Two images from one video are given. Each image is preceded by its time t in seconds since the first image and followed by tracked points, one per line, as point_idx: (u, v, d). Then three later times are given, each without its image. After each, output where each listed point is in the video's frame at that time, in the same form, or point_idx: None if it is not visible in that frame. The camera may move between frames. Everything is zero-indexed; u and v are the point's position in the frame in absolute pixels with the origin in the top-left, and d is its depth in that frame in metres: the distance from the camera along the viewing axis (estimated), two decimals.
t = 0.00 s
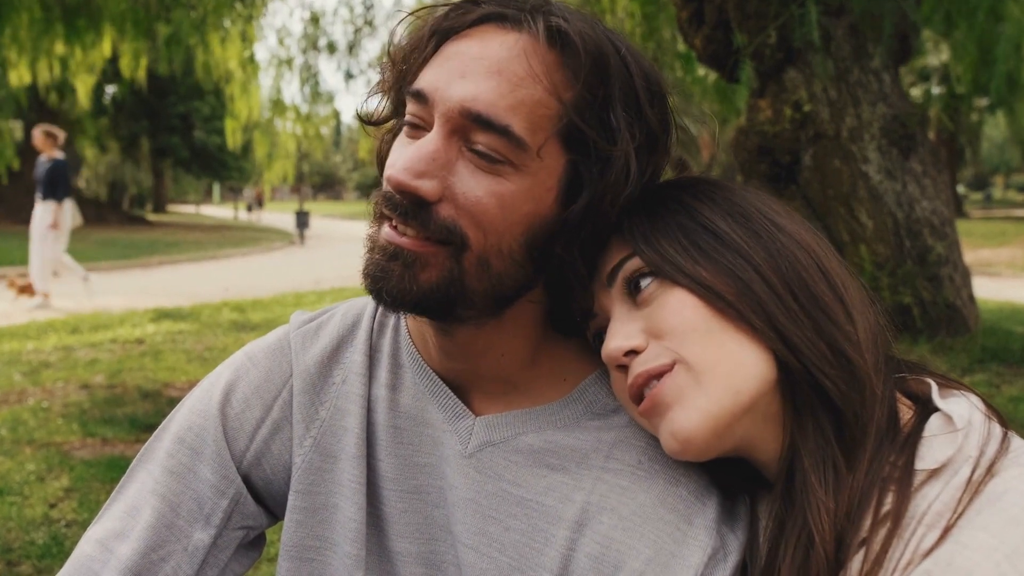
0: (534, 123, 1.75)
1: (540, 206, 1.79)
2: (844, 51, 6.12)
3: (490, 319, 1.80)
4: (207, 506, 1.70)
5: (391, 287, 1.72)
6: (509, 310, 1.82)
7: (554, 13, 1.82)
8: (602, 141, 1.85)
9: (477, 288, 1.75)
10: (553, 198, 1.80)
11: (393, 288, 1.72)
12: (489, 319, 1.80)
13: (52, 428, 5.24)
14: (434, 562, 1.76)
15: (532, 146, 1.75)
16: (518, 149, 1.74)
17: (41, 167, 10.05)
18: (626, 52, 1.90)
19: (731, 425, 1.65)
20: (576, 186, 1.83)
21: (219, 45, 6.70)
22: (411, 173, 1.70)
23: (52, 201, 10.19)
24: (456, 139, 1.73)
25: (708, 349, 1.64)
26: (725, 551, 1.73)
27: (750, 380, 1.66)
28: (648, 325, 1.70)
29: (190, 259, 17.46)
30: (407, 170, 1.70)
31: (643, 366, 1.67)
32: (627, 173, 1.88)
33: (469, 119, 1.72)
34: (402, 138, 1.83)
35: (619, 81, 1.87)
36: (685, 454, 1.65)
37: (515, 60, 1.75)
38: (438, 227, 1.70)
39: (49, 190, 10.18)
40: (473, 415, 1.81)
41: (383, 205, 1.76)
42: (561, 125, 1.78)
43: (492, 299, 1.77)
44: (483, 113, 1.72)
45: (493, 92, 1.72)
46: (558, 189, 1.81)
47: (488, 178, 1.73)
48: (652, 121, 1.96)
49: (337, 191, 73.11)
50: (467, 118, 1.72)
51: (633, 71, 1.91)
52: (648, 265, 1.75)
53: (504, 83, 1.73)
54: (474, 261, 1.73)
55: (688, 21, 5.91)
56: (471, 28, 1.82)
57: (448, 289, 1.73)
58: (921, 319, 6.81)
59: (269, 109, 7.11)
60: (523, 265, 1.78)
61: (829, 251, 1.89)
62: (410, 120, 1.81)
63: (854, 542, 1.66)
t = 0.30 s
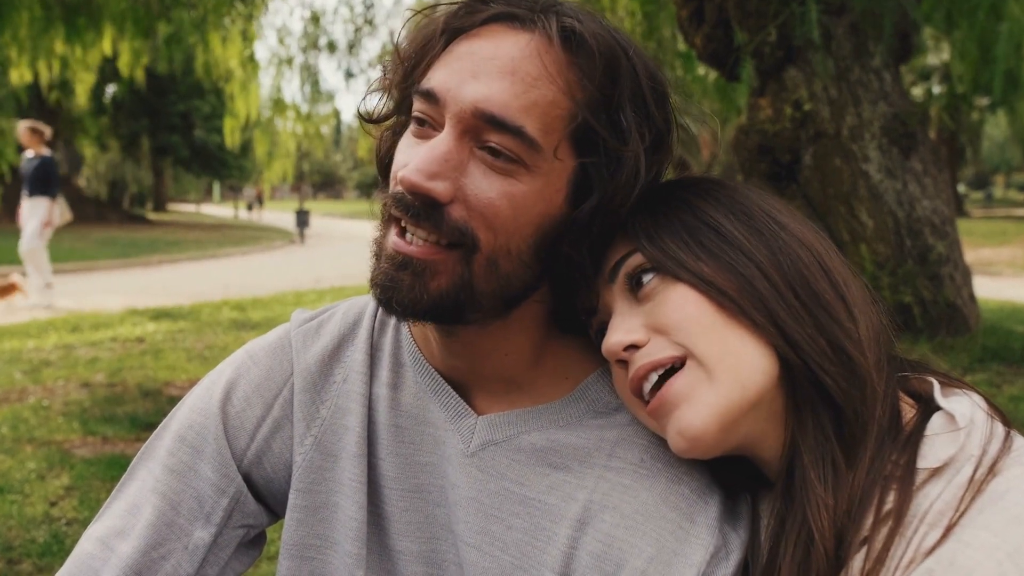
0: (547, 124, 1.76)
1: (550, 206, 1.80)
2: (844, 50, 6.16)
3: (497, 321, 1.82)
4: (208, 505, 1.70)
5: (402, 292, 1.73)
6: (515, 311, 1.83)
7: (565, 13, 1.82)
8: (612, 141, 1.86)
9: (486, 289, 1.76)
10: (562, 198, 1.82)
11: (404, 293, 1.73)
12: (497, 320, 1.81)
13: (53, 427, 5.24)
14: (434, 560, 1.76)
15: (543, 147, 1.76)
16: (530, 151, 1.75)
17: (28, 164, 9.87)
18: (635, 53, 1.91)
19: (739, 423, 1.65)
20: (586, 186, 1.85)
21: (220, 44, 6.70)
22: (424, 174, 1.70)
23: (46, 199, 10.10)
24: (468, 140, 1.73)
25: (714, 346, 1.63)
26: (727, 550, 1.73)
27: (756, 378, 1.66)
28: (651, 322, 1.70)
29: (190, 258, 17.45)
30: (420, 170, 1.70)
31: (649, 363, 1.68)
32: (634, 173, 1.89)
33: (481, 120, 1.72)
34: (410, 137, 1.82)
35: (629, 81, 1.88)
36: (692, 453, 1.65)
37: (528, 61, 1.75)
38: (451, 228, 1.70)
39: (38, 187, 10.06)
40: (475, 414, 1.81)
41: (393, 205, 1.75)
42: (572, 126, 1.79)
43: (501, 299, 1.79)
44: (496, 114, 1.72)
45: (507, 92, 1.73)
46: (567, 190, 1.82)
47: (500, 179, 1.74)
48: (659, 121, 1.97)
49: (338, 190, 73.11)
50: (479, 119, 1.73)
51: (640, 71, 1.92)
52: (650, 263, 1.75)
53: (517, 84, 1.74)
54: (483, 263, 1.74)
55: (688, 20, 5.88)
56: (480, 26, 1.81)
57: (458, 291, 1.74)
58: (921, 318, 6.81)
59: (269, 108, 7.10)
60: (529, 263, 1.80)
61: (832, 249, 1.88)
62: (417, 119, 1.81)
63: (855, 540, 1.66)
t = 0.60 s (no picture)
0: (551, 127, 1.76)
1: (554, 209, 1.81)
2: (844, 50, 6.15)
3: (500, 323, 1.82)
4: (208, 506, 1.70)
5: (407, 297, 1.73)
6: (518, 313, 1.83)
7: (567, 16, 1.82)
8: (616, 143, 1.86)
9: (491, 292, 1.76)
10: (566, 201, 1.82)
11: (410, 297, 1.73)
12: (501, 322, 1.82)
13: (53, 426, 5.24)
14: (435, 561, 1.76)
15: (547, 150, 1.76)
16: (535, 154, 1.75)
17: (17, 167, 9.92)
18: (637, 54, 1.91)
19: (740, 424, 1.65)
20: (589, 188, 1.85)
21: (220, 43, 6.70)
22: (429, 180, 1.70)
23: (37, 200, 10.24)
24: (472, 144, 1.73)
25: (714, 346, 1.63)
26: (727, 551, 1.73)
27: (757, 381, 1.66)
28: (651, 322, 1.70)
29: (190, 257, 17.44)
30: (425, 176, 1.70)
31: (650, 363, 1.68)
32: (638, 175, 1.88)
33: (485, 124, 1.72)
34: (413, 141, 1.82)
35: (632, 83, 1.88)
36: (692, 453, 1.65)
37: (532, 64, 1.74)
38: (457, 234, 1.71)
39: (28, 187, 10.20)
40: (475, 415, 1.81)
41: (397, 210, 1.76)
42: (576, 129, 1.80)
43: (505, 302, 1.79)
44: (501, 118, 1.72)
45: (511, 96, 1.73)
46: (570, 192, 1.82)
47: (504, 182, 1.74)
48: (659, 121, 1.98)
49: (338, 189, 73.09)
50: (484, 123, 1.73)
51: (641, 72, 1.91)
52: (650, 263, 1.75)
53: (521, 87, 1.74)
54: (488, 266, 1.75)
55: (688, 20, 5.81)
56: (483, 28, 1.81)
57: (463, 294, 1.75)
58: (921, 318, 6.81)
59: (270, 108, 7.08)
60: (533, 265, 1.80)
61: (832, 250, 1.88)
62: (420, 122, 1.81)
63: (855, 542, 1.66)
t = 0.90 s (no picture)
0: (549, 131, 1.76)
1: (553, 211, 1.80)
2: (844, 50, 6.15)
3: (499, 325, 1.82)
4: (207, 506, 1.71)
5: (409, 302, 1.73)
6: (516, 314, 1.84)
7: (564, 19, 1.82)
8: (614, 145, 1.86)
9: (491, 294, 1.76)
10: (565, 203, 1.82)
11: (411, 302, 1.73)
12: (500, 323, 1.82)
13: (53, 426, 5.25)
14: (434, 561, 1.76)
15: (546, 154, 1.76)
16: (534, 158, 1.75)
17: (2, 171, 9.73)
18: (633, 55, 1.91)
19: (734, 424, 1.65)
20: (588, 191, 1.85)
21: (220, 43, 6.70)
22: (428, 186, 1.70)
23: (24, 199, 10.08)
24: (470, 149, 1.73)
25: (711, 348, 1.63)
26: (725, 552, 1.73)
27: (753, 382, 1.66)
28: (648, 322, 1.70)
29: (190, 257, 17.44)
30: (424, 182, 1.70)
31: (647, 365, 1.67)
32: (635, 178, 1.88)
33: (484, 128, 1.72)
34: (410, 145, 1.82)
35: (629, 85, 1.88)
36: (685, 453, 1.66)
37: (529, 67, 1.74)
38: (456, 238, 1.71)
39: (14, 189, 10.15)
40: (473, 416, 1.81)
41: (396, 215, 1.75)
42: (574, 132, 1.80)
43: (505, 304, 1.79)
44: (500, 123, 1.72)
45: (509, 101, 1.72)
46: (569, 194, 1.82)
47: (504, 187, 1.74)
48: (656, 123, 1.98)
49: (338, 188, 73.07)
50: (483, 127, 1.73)
51: (638, 73, 1.91)
52: (648, 264, 1.76)
53: (519, 91, 1.74)
54: (489, 269, 1.75)
55: (688, 20, 5.82)
56: (479, 32, 1.81)
57: (464, 297, 1.75)
58: (921, 318, 6.81)
59: (270, 107, 7.07)
60: (533, 266, 1.80)
61: (830, 251, 1.88)
62: (418, 126, 1.80)
63: (853, 543, 1.66)
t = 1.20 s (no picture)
0: (551, 129, 1.76)
1: (555, 209, 1.80)
2: (845, 49, 6.15)
3: (502, 324, 1.82)
4: (207, 504, 1.71)
5: (416, 305, 1.73)
6: (518, 313, 1.83)
7: (562, 17, 1.81)
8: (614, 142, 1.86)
9: (497, 294, 1.76)
10: (567, 201, 1.82)
11: (418, 306, 1.73)
12: (502, 322, 1.81)
13: (54, 425, 5.25)
14: (434, 560, 1.77)
15: (549, 152, 1.76)
16: (537, 157, 1.75)
17: None
18: (631, 53, 1.91)
19: (728, 419, 1.66)
20: (588, 189, 1.85)
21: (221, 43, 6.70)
22: (433, 188, 1.69)
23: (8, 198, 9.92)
24: (473, 150, 1.73)
25: (711, 346, 1.63)
26: (724, 550, 1.73)
27: (751, 379, 1.66)
28: (647, 320, 1.70)
29: (190, 256, 17.44)
30: (429, 184, 1.69)
31: (648, 364, 1.67)
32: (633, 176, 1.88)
33: (486, 129, 1.72)
34: (411, 148, 1.81)
35: (627, 81, 1.88)
36: (679, 447, 1.66)
37: (529, 66, 1.74)
38: (461, 240, 1.71)
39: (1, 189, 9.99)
40: (472, 415, 1.81)
41: (400, 219, 1.75)
42: (575, 130, 1.80)
43: (509, 303, 1.79)
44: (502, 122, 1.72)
45: (511, 101, 1.72)
46: (570, 192, 1.82)
47: (507, 187, 1.74)
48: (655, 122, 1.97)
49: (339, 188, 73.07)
50: (486, 128, 1.72)
51: (636, 70, 1.91)
52: (647, 263, 1.75)
53: (520, 90, 1.73)
54: (495, 269, 1.75)
55: (689, 19, 5.83)
56: (477, 31, 1.80)
57: (469, 298, 1.74)
58: (921, 317, 6.80)
59: (270, 106, 7.07)
60: (536, 264, 1.80)
61: (830, 249, 1.88)
62: (418, 128, 1.80)
63: (852, 541, 1.66)
